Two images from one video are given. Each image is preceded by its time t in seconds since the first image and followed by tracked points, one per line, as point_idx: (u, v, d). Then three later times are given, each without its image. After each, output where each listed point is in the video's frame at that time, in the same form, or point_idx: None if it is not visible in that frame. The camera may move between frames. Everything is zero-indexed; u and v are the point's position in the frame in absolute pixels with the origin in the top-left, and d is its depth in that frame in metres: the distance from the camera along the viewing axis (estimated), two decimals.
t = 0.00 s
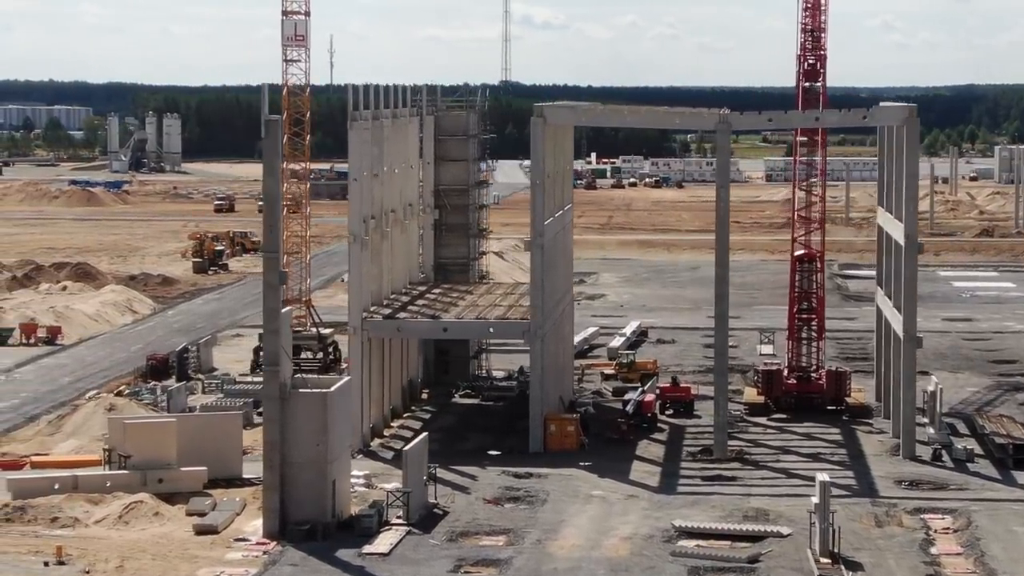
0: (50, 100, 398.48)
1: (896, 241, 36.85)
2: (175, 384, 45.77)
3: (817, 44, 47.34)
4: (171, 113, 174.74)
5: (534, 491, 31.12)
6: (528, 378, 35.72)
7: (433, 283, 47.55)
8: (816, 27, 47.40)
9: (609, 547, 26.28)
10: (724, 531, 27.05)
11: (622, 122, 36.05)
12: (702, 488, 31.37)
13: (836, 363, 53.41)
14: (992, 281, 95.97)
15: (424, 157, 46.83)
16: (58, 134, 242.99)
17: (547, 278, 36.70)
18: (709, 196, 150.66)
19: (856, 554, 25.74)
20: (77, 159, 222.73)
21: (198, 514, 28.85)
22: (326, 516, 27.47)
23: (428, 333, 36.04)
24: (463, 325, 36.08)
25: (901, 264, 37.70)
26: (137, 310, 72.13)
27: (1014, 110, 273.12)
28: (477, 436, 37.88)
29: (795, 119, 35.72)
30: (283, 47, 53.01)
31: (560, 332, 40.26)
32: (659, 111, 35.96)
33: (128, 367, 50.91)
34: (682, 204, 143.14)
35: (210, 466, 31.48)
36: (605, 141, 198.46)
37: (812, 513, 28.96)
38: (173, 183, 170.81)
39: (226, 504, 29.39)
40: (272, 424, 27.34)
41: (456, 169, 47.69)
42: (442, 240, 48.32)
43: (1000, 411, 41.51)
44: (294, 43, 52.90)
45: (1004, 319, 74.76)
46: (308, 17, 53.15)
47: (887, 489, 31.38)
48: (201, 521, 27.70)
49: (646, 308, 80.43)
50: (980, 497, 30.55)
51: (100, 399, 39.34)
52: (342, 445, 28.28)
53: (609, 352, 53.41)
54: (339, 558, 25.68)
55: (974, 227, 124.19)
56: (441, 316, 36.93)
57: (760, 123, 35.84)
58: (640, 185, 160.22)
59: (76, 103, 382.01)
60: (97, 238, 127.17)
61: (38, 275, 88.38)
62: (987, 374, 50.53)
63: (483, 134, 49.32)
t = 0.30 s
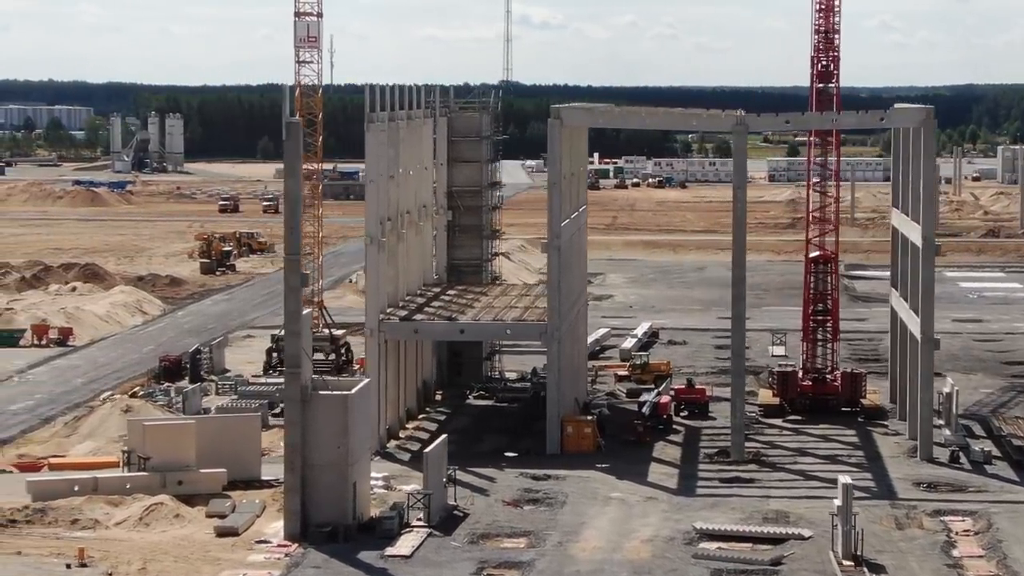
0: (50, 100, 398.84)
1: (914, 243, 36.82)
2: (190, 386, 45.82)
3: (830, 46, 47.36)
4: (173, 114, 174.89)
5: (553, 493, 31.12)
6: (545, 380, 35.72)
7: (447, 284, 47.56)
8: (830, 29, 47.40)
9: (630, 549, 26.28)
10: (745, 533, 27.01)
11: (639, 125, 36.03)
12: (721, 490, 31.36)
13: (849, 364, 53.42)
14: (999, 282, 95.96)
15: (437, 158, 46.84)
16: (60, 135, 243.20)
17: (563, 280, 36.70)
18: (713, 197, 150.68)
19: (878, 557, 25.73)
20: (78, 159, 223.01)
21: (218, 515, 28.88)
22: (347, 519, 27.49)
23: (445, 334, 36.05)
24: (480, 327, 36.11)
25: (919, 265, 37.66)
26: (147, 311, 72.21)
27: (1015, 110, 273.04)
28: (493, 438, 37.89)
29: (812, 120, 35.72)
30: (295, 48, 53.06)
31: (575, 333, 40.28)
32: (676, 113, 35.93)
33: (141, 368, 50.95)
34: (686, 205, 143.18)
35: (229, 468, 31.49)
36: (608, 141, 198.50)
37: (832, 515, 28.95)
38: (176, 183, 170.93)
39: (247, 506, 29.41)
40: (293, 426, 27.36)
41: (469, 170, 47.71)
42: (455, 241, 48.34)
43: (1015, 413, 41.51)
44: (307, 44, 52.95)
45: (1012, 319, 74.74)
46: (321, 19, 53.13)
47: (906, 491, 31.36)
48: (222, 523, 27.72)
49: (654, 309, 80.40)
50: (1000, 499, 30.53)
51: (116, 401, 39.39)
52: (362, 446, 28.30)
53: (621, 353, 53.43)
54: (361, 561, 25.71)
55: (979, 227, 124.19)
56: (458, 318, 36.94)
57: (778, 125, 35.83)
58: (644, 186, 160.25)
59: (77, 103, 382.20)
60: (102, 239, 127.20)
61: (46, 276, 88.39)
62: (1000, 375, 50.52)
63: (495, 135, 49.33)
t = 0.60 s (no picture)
0: (50, 100, 398.99)
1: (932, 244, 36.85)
2: (204, 387, 45.85)
3: (846, 48, 47.32)
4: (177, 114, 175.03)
5: (574, 495, 31.12)
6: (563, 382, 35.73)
7: (462, 285, 47.56)
8: (845, 30, 47.32)
9: (654, 551, 26.27)
10: (768, 535, 27.00)
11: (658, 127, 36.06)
12: (742, 492, 31.36)
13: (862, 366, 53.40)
14: (1006, 282, 95.91)
15: (452, 160, 46.89)
16: (62, 136, 243.22)
17: (581, 282, 36.70)
18: (718, 198, 150.68)
19: (903, 559, 25.72)
20: (80, 159, 222.96)
21: (240, 518, 28.90)
22: (369, 521, 27.49)
23: (463, 336, 36.08)
24: (498, 329, 36.11)
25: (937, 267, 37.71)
26: (158, 312, 72.22)
27: (1015, 108, 273.42)
28: (510, 440, 37.90)
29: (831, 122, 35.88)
30: (308, 50, 53.08)
31: (592, 335, 40.31)
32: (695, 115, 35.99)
33: (156, 370, 50.98)
34: (691, 206, 143.14)
35: (250, 470, 31.52)
36: (611, 142, 198.50)
37: (854, 517, 28.94)
38: (179, 184, 170.89)
39: (268, 507, 29.43)
40: (315, 428, 27.38)
41: (484, 171, 47.75)
42: (470, 242, 48.35)
43: None
44: (320, 46, 52.97)
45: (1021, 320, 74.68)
46: (334, 20, 53.10)
47: (927, 493, 31.36)
48: (244, 525, 27.73)
49: (663, 309, 80.41)
50: (1020, 502, 30.51)
51: (133, 403, 39.41)
52: (384, 448, 28.34)
53: (634, 356, 53.46)
54: (384, 564, 25.72)
55: (985, 228, 124.20)
56: (477, 320, 36.96)
57: (796, 126, 35.91)
58: (649, 186, 160.39)
59: (78, 104, 382.27)
60: (108, 240, 127.14)
61: (55, 277, 88.34)
62: (1015, 376, 50.51)
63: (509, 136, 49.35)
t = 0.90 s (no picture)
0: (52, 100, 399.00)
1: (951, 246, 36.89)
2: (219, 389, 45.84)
3: (861, 50, 47.28)
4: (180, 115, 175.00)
5: (593, 497, 31.11)
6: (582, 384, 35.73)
7: (476, 287, 47.58)
8: (860, 32, 47.26)
9: (678, 554, 26.25)
10: (791, 538, 26.99)
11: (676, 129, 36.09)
12: (762, 494, 31.36)
13: (877, 368, 53.35)
14: (1014, 283, 95.83)
15: (467, 162, 46.93)
16: (64, 137, 243.21)
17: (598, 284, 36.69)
18: (723, 198, 150.60)
19: (927, 562, 25.72)
20: (83, 160, 222.91)
21: (261, 520, 28.90)
22: (392, 523, 27.48)
23: (482, 338, 36.13)
24: (517, 331, 36.12)
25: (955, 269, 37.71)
26: (168, 314, 72.22)
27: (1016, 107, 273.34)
28: (528, 442, 37.90)
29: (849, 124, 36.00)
30: (322, 51, 53.13)
31: (608, 338, 40.31)
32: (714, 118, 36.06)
33: (169, 372, 50.99)
34: (697, 207, 143.07)
35: (270, 473, 31.52)
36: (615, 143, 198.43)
37: (877, 519, 28.93)
38: (183, 185, 170.81)
39: (289, 510, 29.44)
40: (338, 431, 27.39)
41: (498, 173, 47.76)
42: (484, 244, 48.35)
43: None
44: (334, 47, 53.00)
45: None
46: (348, 21, 53.12)
47: (947, 495, 31.34)
48: (267, 528, 27.73)
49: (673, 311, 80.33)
50: None
51: (150, 404, 39.39)
52: (405, 451, 28.34)
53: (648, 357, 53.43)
54: (408, 566, 25.72)
55: (992, 228, 124.13)
56: (494, 322, 36.97)
57: (814, 128, 36.01)
58: (654, 187, 160.34)
59: (81, 104, 382.34)
60: (115, 241, 127.06)
61: (65, 278, 88.27)
62: None
63: (523, 138, 49.38)
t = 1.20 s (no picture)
0: (52, 100, 399.10)
1: (969, 248, 36.90)
2: (234, 390, 45.88)
3: (875, 51, 47.29)
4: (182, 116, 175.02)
5: (614, 499, 31.08)
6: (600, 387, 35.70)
7: (490, 289, 47.55)
8: (874, 33, 47.24)
9: (701, 556, 26.25)
10: (814, 540, 26.99)
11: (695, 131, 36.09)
12: (782, 496, 31.36)
13: (890, 369, 53.30)
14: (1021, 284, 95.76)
15: (481, 163, 46.93)
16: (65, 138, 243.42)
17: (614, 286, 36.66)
18: (727, 199, 150.58)
19: (951, 564, 25.72)
20: (85, 160, 222.79)
21: (283, 522, 28.88)
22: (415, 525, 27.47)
23: (500, 340, 36.11)
24: (535, 333, 36.09)
25: (973, 271, 37.70)
26: (179, 315, 72.22)
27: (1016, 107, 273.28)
28: (545, 443, 37.86)
29: (867, 126, 36.09)
30: (334, 53, 53.15)
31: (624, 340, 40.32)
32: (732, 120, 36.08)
33: (182, 373, 51.00)
34: (702, 207, 143.05)
35: (290, 474, 31.50)
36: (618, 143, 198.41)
37: (899, 521, 28.91)
38: (186, 185, 170.73)
39: (310, 512, 29.43)
40: (360, 431, 27.39)
41: (513, 174, 47.76)
42: (498, 246, 48.33)
43: None
44: (346, 49, 53.01)
45: None
46: (360, 23, 53.16)
47: (968, 497, 31.31)
48: (289, 530, 27.72)
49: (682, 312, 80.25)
50: None
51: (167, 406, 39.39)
52: (427, 451, 28.34)
53: (661, 359, 53.39)
54: (432, 569, 25.71)
55: (998, 229, 124.03)
56: (512, 324, 36.96)
57: (832, 129, 36.06)
58: (658, 188, 160.27)
59: (82, 105, 382.14)
60: (120, 242, 127.04)
61: (74, 279, 88.24)
62: None
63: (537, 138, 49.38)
